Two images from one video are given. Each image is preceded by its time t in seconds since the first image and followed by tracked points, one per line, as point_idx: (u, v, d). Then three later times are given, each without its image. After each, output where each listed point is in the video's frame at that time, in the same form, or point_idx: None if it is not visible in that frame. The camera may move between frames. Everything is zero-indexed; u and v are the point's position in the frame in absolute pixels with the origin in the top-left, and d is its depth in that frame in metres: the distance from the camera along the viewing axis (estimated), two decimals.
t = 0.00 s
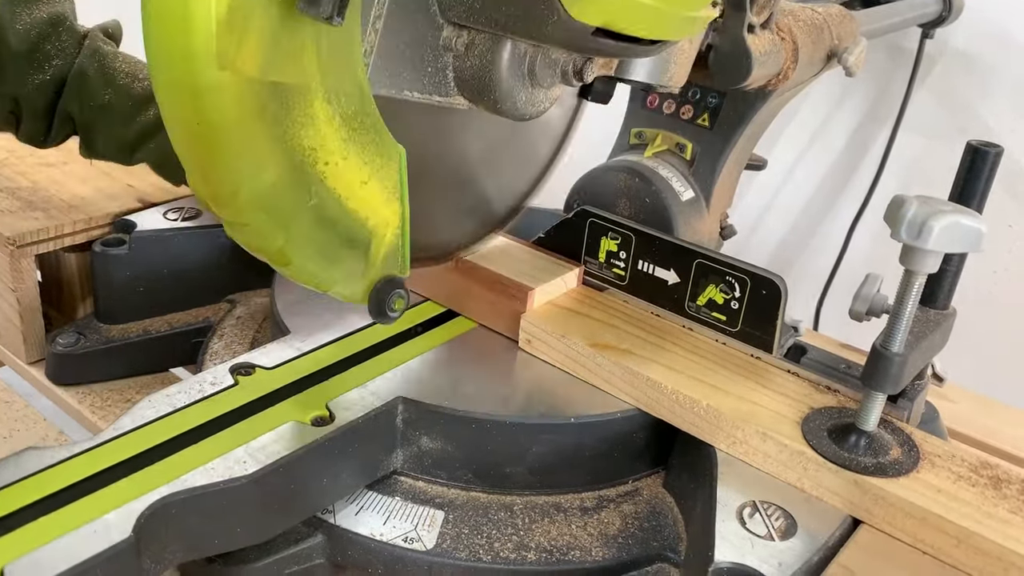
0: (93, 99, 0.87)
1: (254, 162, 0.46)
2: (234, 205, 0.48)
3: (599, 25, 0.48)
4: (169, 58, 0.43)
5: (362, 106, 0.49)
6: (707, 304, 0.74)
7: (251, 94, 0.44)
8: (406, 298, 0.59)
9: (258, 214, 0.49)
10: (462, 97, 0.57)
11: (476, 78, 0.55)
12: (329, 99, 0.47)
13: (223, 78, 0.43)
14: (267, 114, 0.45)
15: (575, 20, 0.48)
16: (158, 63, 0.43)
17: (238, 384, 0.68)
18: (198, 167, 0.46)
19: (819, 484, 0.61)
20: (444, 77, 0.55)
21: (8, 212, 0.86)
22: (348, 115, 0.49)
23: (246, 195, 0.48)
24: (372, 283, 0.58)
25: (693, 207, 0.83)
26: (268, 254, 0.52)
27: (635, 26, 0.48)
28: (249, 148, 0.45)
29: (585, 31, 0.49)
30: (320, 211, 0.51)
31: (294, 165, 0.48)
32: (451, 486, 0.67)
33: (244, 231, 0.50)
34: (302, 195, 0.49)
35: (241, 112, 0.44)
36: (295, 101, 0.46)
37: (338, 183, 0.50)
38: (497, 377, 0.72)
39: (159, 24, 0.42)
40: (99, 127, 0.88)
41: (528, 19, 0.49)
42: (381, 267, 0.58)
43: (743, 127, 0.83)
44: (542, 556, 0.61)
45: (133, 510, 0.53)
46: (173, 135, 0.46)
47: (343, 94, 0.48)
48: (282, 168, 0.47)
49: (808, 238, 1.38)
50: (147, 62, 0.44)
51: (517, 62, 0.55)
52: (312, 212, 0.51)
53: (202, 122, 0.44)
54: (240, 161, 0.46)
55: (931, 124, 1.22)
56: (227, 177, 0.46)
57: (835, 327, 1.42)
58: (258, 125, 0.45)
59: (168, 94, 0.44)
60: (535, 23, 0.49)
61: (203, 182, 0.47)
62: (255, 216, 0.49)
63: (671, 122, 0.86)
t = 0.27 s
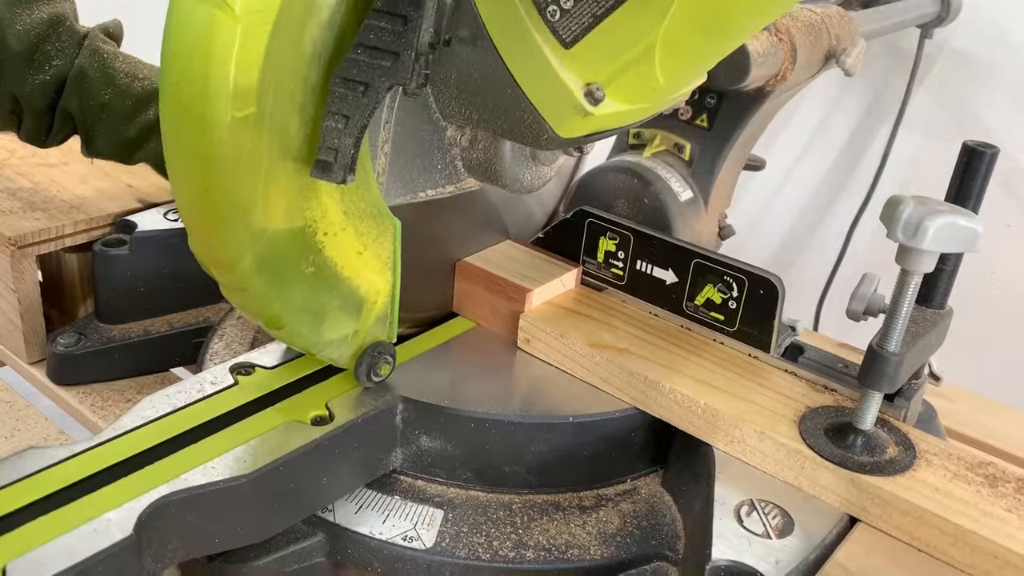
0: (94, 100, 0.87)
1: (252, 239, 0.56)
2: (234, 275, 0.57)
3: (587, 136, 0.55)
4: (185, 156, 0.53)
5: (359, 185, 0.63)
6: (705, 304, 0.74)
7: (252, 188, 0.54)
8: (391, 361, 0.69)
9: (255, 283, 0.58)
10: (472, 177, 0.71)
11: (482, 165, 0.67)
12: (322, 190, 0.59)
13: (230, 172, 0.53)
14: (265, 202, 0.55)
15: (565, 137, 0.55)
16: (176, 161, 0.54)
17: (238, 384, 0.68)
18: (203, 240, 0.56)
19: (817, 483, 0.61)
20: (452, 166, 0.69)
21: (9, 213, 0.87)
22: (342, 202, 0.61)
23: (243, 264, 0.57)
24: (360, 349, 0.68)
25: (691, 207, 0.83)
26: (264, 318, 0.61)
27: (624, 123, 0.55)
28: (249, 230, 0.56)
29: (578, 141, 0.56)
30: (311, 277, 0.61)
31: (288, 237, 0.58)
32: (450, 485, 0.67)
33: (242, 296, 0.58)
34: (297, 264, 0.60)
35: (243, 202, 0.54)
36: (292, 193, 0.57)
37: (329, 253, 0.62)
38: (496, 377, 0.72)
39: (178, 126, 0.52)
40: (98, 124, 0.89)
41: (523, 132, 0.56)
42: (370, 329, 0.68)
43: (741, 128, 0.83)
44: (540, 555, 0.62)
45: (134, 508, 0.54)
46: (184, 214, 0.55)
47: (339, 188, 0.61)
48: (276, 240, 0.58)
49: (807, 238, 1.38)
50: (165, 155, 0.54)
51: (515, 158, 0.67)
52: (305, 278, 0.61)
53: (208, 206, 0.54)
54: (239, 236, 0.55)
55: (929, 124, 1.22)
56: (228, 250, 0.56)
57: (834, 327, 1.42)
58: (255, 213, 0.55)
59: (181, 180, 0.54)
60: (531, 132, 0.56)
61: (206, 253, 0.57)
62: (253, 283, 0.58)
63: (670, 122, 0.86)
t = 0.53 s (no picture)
0: None
1: (259, 237, 0.56)
2: (239, 272, 0.57)
3: (589, 135, 0.56)
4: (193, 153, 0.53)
5: (363, 183, 0.63)
6: (707, 303, 0.75)
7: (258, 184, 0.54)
8: (394, 361, 0.69)
9: (261, 281, 0.58)
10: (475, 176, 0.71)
11: (486, 164, 0.67)
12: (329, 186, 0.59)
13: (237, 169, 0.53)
14: (271, 200, 0.55)
15: (568, 136, 0.55)
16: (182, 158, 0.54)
17: (242, 382, 0.68)
18: (209, 236, 0.56)
19: (818, 481, 0.61)
20: (456, 165, 0.70)
21: (14, 212, 0.87)
22: (347, 199, 0.61)
23: (249, 262, 0.57)
24: (363, 349, 0.68)
25: (693, 207, 0.83)
26: (268, 317, 0.61)
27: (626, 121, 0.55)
28: (255, 227, 0.56)
29: (581, 140, 0.56)
30: (316, 275, 0.61)
31: (294, 235, 0.58)
32: (453, 483, 0.67)
33: (247, 293, 0.58)
34: (303, 262, 0.60)
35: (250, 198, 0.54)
36: (297, 192, 0.57)
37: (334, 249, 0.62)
38: (498, 375, 0.72)
39: (184, 123, 0.52)
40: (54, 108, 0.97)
41: (526, 132, 0.56)
42: (373, 328, 0.68)
43: (742, 127, 0.84)
44: (542, 552, 0.62)
45: (139, 505, 0.54)
46: (189, 211, 0.56)
47: (344, 187, 0.61)
48: (282, 237, 0.58)
49: (809, 238, 1.39)
50: (170, 152, 0.54)
51: (515, 158, 0.67)
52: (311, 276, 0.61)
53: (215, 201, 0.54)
54: (244, 233, 0.55)
55: (930, 124, 1.22)
56: (234, 247, 0.56)
57: (835, 327, 1.43)
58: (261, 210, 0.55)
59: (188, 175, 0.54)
60: (534, 132, 0.56)
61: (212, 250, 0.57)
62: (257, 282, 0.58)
63: (672, 122, 0.87)
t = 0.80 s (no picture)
0: None
1: (259, 236, 0.57)
2: (239, 272, 0.58)
3: (588, 131, 0.56)
4: (192, 156, 0.53)
5: (363, 180, 0.63)
6: (705, 301, 0.75)
7: (257, 185, 0.55)
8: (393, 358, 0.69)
9: (260, 280, 0.59)
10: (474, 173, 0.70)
11: (485, 161, 0.67)
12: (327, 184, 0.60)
13: (237, 172, 0.53)
14: (270, 200, 0.56)
15: (566, 133, 0.56)
16: (181, 161, 0.54)
17: (241, 379, 0.68)
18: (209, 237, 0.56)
19: (816, 479, 0.62)
20: (455, 162, 0.68)
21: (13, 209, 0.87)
22: (347, 196, 0.62)
23: (247, 261, 0.57)
24: (362, 345, 0.68)
25: (692, 206, 0.83)
26: (269, 314, 0.61)
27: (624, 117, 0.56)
28: (254, 226, 0.56)
29: (580, 137, 0.57)
30: (315, 271, 0.62)
31: (293, 233, 0.59)
32: (451, 481, 0.68)
33: (247, 291, 0.59)
34: (302, 259, 0.61)
35: (249, 199, 0.55)
36: (294, 189, 0.58)
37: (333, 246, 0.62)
38: (496, 373, 0.72)
39: (183, 127, 0.52)
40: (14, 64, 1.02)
41: (525, 128, 0.56)
42: (373, 325, 0.69)
43: (741, 126, 0.84)
44: (541, 549, 0.62)
45: (138, 502, 0.54)
46: (189, 213, 0.56)
47: (343, 183, 0.61)
48: (283, 235, 0.58)
49: (808, 237, 1.39)
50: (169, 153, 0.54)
51: (515, 151, 0.66)
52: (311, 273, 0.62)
53: (214, 203, 0.54)
54: (245, 233, 0.56)
55: (929, 123, 1.22)
56: (234, 246, 0.56)
57: (835, 326, 1.43)
58: (259, 210, 0.56)
59: (187, 177, 0.54)
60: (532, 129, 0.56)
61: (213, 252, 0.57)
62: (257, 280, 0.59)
63: (671, 120, 0.87)
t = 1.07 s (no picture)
0: None
1: (259, 202, 0.52)
2: (239, 241, 0.53)
3: (597, 90, 0.51)
4: (187, 99, 0.49)
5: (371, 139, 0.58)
6: (707, 302, 0.75)
7: (255, 127, 0.50)
8: (401, 331, 0.67)
9: (264, 254, 0.55)
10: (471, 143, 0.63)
11: (483, 128, 0.60)
12: (332, 132, 0.55)
13: (232, 105, 0.49)
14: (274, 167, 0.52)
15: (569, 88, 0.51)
16: (177, 103, 0.49)
17: (246, 380, 0.69)
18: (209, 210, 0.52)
19: (817, 479, 0.62)
20: (452, 128, 0.61)
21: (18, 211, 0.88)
22: (348, 163, 0.57)
23: (254, 237, 0.54)
24: (370, 319, 0.66)
25: (694, 207, 0.84)
26: (274, 292, 0.58)
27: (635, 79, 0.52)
28: (254, 173, 0.51)
29: (585, 99, 0.52)
30: (318, 242, 0.58)
31: (295, 208, 0.55)
32: (455, 481, 0.68)
33: (250, 268, 0.55)
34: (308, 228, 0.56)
35: (248, 139, 0.50)
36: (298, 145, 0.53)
37: (337, 217, 0.58)
38: (499, 373, 0.73)
39: (179, 66, 0.48)
40: None
41: (527, 89, 0.52)
42: (380, 301, 0.65)
43: (743, 127, 0.84)
44: (544, 549, 0.62)
45: (143, 502, 0.54)
46: (185, 182, 0.52)
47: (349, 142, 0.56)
48: (282, 206, 0.54)
49: (809, 238, 1.39)
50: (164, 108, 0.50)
51: (524, 116, 0.60)
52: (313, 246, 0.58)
53: (207, 138, 0.50)
54: (249, 210, 0.52)
55: (930, 124, 1.23)
56: (237, 222, 0.52)
57: (836, 327, 1.43)
58: (273, 168, 0.52)
59: (183, 127, 0.50)
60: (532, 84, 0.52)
61: (202, 183, 0.51)
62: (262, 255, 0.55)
63: (673, 122, 0.87)
